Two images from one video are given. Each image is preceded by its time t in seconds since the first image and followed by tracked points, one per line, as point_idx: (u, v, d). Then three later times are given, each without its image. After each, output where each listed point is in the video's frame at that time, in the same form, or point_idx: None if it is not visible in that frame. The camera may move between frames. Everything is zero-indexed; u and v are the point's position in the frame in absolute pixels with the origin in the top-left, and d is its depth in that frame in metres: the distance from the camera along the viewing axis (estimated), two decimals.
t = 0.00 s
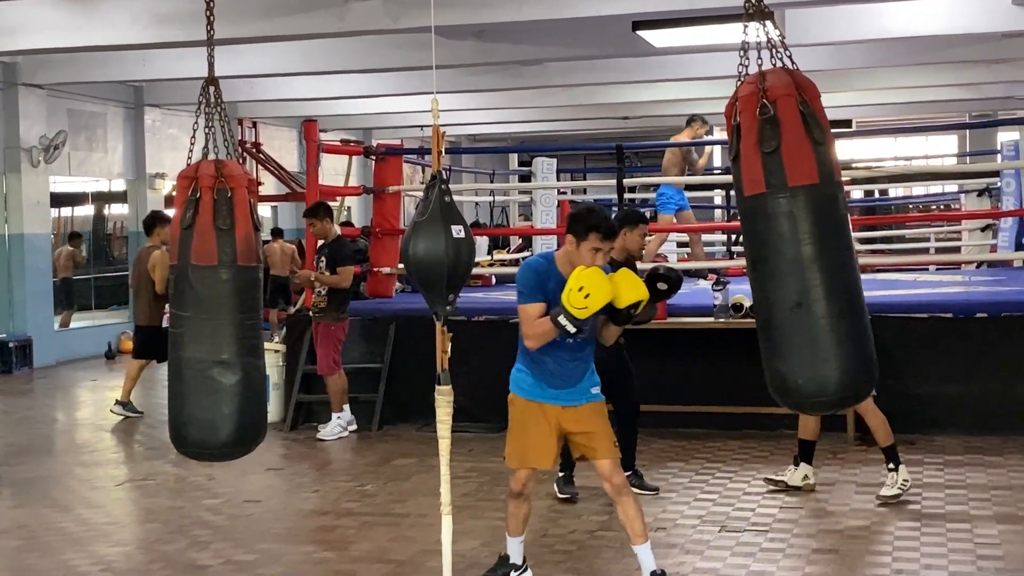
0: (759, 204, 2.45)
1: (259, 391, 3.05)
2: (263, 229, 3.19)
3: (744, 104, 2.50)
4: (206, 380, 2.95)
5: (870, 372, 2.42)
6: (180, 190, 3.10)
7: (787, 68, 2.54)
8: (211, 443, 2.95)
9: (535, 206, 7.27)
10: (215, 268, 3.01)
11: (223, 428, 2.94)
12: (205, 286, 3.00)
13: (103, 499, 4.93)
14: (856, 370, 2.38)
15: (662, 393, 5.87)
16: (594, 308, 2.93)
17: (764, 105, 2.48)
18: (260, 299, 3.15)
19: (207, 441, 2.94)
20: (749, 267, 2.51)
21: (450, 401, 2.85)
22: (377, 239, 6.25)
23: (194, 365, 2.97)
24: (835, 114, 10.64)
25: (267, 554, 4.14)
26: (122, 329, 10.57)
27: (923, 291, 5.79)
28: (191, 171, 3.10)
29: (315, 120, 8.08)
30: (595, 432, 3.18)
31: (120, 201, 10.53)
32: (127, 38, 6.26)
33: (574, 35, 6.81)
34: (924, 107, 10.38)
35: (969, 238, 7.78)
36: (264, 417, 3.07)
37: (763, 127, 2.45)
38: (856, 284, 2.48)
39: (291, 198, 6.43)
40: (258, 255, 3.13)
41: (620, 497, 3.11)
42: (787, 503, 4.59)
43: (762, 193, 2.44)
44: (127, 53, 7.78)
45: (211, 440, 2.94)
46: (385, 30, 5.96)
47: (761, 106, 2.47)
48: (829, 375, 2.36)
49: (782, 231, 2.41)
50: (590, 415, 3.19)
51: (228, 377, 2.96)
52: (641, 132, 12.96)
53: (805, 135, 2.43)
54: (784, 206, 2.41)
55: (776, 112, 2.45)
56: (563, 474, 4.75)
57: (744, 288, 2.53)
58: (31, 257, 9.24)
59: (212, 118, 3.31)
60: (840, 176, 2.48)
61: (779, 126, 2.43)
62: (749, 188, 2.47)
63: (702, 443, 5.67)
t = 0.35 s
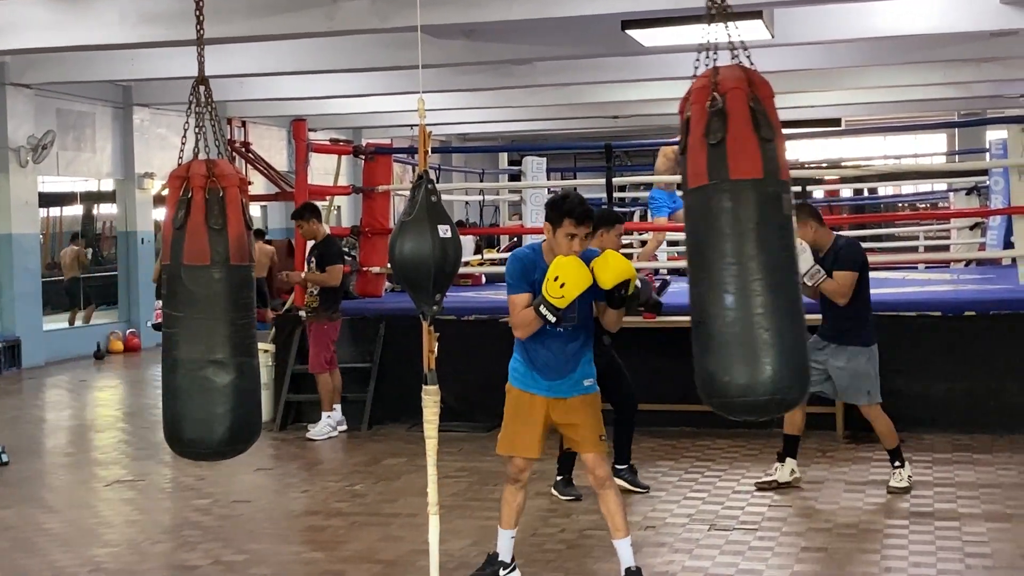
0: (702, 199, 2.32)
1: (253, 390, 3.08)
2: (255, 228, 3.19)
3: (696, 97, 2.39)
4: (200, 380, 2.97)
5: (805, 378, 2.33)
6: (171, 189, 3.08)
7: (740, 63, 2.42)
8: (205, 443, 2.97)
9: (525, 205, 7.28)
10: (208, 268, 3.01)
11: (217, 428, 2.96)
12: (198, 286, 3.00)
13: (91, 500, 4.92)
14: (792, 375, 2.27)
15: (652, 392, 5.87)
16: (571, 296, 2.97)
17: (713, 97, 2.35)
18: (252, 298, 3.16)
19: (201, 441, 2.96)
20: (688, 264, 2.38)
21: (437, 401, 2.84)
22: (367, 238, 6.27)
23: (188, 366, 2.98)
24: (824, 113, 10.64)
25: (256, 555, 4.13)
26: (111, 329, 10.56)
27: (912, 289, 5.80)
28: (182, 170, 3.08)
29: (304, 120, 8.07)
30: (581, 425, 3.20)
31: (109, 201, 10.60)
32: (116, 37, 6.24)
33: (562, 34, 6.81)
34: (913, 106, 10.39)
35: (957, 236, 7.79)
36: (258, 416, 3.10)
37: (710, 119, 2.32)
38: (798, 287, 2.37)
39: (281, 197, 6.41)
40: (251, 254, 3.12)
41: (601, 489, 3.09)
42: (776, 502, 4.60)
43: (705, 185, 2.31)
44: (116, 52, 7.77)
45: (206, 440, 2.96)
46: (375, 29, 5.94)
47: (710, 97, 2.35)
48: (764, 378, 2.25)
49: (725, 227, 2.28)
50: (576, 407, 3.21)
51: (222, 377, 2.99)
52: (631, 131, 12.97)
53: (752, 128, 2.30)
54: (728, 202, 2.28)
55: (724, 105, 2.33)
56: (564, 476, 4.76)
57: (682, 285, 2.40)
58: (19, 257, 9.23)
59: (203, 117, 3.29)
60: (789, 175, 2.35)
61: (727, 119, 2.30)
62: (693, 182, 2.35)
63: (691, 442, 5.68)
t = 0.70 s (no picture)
0: (626, 196, 2.38)
1: (248, 388, 3.15)
2: (248, 226, 3.26)
3: (634, 94, 2.44)
4: (196, 377, 3.04)
5: (704, 384, 2.38)
6: (165, 189, 3.16)
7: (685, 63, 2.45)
8: (202, 440, 3.03)
9: (515, 204, 7.28)
10: (202, 266, 3.08)
11: (213, 425, 3.03)
12: (192, 285, 3.08)
13: (80, 500, 4.91)
14: (691, 379, 2.33)
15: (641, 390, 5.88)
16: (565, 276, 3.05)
17: (650, 96, 2.40)
18: (246, 297, 3.24)
19: (197, 438, 3.02)
20: (608, 256, 2.44)
21: (425, 399, 2.85)
22: (356, 237, 6.29)
23: (184, 364, 3.05)
24: (813, 111, 10.65)
25: (245, 554, 4.13)
26: (100, 328, 10.55)
27: (900, 287, 5.81)
28: (175, 169, 3.16)
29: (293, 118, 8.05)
30: (586, 419, 3.24)
31: (98, 199, 10.59)
32: (104, 36, 6.23)
33: (549, 33, 6.80)
34: (902, 104, 10.40)
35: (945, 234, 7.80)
36: (254, 413, 3.16)
37: (642, 117, 2.37)
38: (709, 294, 2.42)
39: (271, 195, 6.40)
40: (244, 252, 3.20)
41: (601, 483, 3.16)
42: (765, 499, 4.61)
43: (632, 182, 2.37)
44: (104, 51, 7.75)
45: (202, 437, 3.03)
46: (364, 28, 5.93)
47: (647, 96, 2.40)
48: (664, 378, 2.30)
49: (645, 225, 2.34)
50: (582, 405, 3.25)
51: (217, 375, 3.05)
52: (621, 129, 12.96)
53: (682, 131, 2.35)
54: (649, 201, 2.34)
55: (658, 104, 2.37)
56: (555, 474, 4.78)
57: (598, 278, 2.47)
58: (8, 256, 9.20)
59: (194, 115, 3.33)
60: (714, 182, 2.39)
61: (658, 119, 2.35)
62: (620, 177, 2.41)
63: (681, 440, 5.68)
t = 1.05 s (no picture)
0: (565, 193, 2.58)
1: (242, 385, 3.14)
2: (240, 225, 3.26)
3: (579, 93, 2.64)
4: (190, 375, 3.03)
5: (630, 380, 2.56)
6: (157, 187, 3.15)
7: (631, 66, 2.64)
8: (196, 438, 3.02)
9: (506, 202, 7.28)
10: (196, 265, 3.08)
11: (207, 423, 3.02)
12: (186, 283, 3.07)
13: (70, 499, 4.90)
14: (617, 373, 2.50)
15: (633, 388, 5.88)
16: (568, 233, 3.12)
17: (594, 97, 2.60)
18: (240, 295, 3.23)
19: (192, 436, 3.01)
20: (546, 253, 2.63)
21: (417, 397, 2.83)
22: (346, 235, 6.28)
23: (178, 363, 3.04)
24: (803, 110, 10.66)
25: (236, 553, 4.12)
26: (91, 327, 10.52)
27: (891, 285, 5.82)
28: (168, 168, 3.15)
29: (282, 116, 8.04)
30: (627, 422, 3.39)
31: (87, 198, 10.57)
32: (93, 34, 6.21)
33: (539, 31, 6.80)
34: (891, 102, 10.41)
35: (935, 232, 7.82)
36: (247, 411, 3.16)
37: (584, 119, 2.57)
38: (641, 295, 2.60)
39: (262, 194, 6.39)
40: (236, 251, 3.20)
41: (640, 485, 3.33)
42: (756, 497, 4.61)
43: (570, 180, 2.57)
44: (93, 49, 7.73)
45: (196, 436, 3.02)
46: (354, 26, 5.92)
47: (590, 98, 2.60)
48: (592, 371, 2.47)
49: (580, 223, 2.54)
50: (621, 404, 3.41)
51: (212, 372, 3.05)
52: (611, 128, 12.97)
53: (619, 135, 2.55)
54: (585, 199, 2.54)
55: (599, 107, 2.57)
56: (549, 472, 4.77)
57: (537, 274, 2.65)
58: None
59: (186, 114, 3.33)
60: (651, 182, 2.59)
61: (598, 121, 2.55)
62: (561, 173, 2.61)
63: (672, 438, 5.69)
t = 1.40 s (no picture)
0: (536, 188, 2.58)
1: (232, 384, 3.14)
2: (230, 224, 3.25)
3: (555, 90, 2.64)
4: (179, 374, 3.02)
5: (593, 378, 2.54)
6: (147, 186, 3.15)
7: (609, 64, 2.63)
8: (184, 437, 3.02)
9: (497, 201, 7.28)
10: (185, 263, 3.07)
11: (196, 422, 3.02)
12: (175, 282, 3.07)
13: (60, 498, 4.88)
14: (579, 370, 2.49)
15: (624, 387, 5.88)
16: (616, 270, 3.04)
17: (568, 94, 2.60)
18: (229, 294, 3.22)
19: (181, 434, 3.01)
20: (516, 246, 2.62)
21: (408, 395, 2.84)
22: (337, 234, 6.27)
23: (167, 361, 3.03)
24: (795, 108, 10.67)
25: (227, 552, 4.11)
26: (80, 326, 10.51)
27: (881, 284, 5.83)
28: (157, 166, 3.15)
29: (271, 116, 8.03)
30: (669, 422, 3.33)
31: (77, 197, 10.55)
32: (81, 32, 6.19)
33: (530, 29, 6.79)
34: (881, 101, 10.44)
35: (925, 229, 7.83)
36: (236, 410, 3.15)
37: (556, 115, 2.57)
38: (609, 293, 2.59)
39: (251, 193, 6.37)
40: (226, 250, 3.19)
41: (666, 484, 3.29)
42: (747, 495, 4.62)
43: (541, 176, 2.57)
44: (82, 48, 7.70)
45: (185, 435, 3.02)
46: (344, 24, 5.90)
47: (565, 95, 2.59)
48: (553, 366, 2.46)
49: (548, 217, 2.53)
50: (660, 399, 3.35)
51: (200, 371, 3.04)
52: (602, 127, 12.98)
53: (590, 133, 2.54)
54: (553, 194, 2.53)
55: (572, 103, 2.57)
56: (541, 469, 4.74)
57: (507, 267, 2.65)
58: None
59: (176, 111, 3.32)
60: (622, 181, 2.57)
61: (569, 117, 2.55)
62: (533, 169, 2.61)
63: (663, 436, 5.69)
